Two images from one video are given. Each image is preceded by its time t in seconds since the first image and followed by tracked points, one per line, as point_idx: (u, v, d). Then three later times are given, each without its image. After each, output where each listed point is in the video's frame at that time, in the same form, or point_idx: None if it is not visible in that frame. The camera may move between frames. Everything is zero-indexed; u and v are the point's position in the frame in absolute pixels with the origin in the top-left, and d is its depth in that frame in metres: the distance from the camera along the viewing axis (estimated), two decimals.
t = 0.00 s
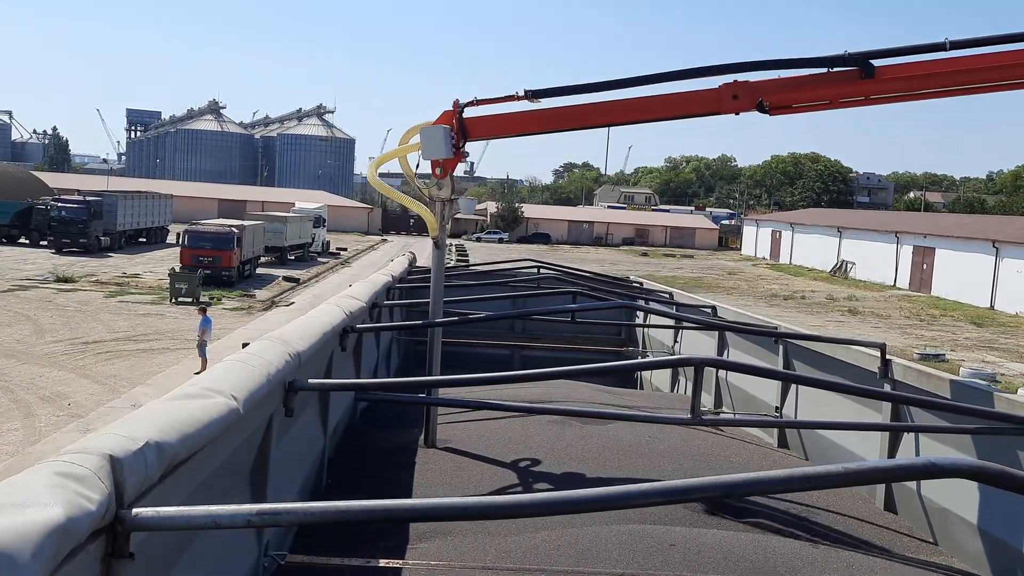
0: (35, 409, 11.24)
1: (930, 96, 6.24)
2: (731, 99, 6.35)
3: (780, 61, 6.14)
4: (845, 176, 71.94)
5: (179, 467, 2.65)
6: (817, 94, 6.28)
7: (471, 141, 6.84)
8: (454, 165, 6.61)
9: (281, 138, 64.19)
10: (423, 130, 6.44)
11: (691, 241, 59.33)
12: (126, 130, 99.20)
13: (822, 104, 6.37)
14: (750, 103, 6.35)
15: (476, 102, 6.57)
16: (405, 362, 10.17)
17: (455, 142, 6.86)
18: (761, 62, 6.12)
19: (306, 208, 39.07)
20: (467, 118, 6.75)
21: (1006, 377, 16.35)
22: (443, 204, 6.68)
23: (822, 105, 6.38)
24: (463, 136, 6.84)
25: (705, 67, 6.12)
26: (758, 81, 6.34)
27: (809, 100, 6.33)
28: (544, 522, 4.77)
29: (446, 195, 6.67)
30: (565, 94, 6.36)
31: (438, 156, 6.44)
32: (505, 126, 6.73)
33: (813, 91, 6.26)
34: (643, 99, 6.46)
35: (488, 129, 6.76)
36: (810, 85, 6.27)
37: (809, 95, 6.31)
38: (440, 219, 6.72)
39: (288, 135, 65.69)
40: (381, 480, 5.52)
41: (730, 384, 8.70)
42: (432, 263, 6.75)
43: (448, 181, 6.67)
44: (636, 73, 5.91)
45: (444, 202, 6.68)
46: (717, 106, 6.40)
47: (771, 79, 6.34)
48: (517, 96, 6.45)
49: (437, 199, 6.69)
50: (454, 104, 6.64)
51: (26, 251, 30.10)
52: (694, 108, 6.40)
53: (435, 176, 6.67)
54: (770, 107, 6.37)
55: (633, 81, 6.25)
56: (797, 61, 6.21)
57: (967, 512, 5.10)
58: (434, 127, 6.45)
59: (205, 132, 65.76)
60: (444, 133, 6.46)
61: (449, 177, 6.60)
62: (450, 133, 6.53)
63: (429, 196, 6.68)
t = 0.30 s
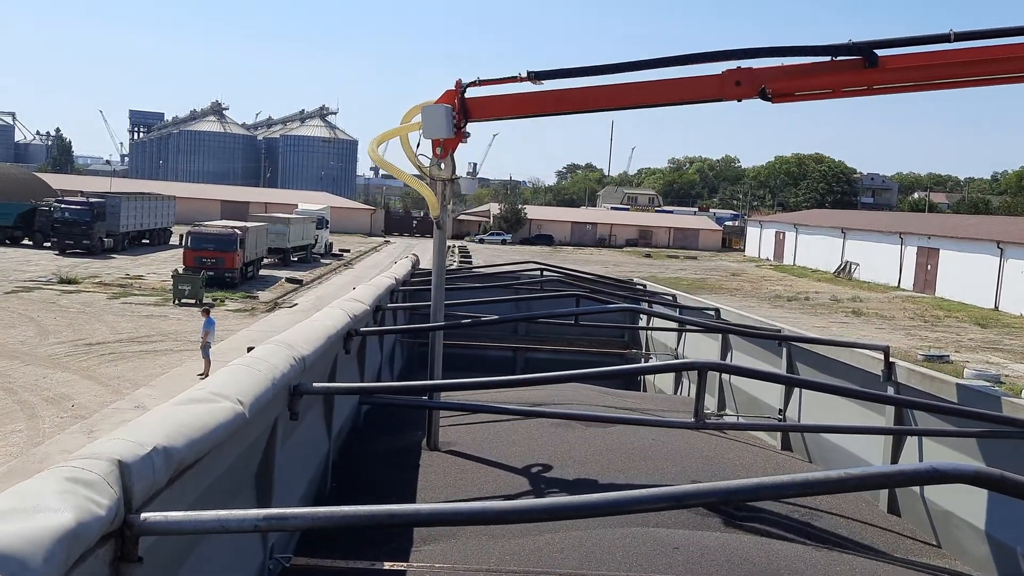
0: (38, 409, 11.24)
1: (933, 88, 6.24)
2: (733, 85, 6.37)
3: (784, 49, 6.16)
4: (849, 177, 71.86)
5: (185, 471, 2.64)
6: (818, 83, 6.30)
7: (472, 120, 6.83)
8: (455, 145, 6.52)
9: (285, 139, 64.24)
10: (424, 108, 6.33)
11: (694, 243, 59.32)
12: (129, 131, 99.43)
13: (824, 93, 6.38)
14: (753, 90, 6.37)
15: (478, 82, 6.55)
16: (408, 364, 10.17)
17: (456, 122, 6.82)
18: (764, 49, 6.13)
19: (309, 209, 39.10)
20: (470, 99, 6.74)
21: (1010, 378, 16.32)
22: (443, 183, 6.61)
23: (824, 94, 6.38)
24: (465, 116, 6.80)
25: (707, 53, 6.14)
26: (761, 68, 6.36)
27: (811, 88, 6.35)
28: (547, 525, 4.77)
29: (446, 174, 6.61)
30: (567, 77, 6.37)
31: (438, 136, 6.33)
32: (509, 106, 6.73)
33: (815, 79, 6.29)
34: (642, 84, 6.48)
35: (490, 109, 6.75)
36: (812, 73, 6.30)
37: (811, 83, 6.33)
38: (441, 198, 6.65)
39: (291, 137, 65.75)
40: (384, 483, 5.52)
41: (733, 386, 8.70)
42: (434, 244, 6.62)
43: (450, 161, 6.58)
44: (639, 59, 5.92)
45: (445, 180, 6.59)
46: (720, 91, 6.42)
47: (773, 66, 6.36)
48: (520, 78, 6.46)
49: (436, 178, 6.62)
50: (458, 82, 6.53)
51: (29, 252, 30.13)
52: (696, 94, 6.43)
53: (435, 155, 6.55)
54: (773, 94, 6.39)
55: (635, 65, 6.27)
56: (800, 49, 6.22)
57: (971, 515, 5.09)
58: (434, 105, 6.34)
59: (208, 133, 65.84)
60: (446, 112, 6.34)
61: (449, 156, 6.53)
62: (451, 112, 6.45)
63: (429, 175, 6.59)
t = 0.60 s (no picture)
0: (38, 409, 11.25)
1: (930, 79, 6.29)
2: (732, 72, 6.43)
3: (783, 37, 6.20)
4: (848, 176, 71.94)
5: (187, 473, 2.66)
6: (817, 71, 6.34)
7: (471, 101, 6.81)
8: (452, 126, 6.49)
9: (284, 139, 64.29)
10: (424, 86, 6.33)
11: (694, 242, 59.38)
12: (129, 131, 99.54)
13: (823, 81, 6.42)
14: (750, 77, 6.42)
15: (478, 62, 6.58)
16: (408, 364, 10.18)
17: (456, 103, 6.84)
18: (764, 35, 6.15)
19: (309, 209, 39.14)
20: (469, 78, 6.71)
21: (1008, 377, 16.36)
22: (441, 163, 6.51)
23: (822, 82, 6.42)
24: (464, 96, 6.77)
25: (706, 40, 6.19)
26: (760, 55, 6.42)
27: (809, 76, 6.38)
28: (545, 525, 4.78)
29: (444, 154, 6.50)
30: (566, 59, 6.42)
31: (437, 114, 6.31)
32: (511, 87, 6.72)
33: (813, 68, 6.34)
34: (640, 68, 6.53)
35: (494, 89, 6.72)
36: (811, 62, 6.34)
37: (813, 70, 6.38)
38: (438, 178, 6.55)
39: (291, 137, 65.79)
40: (384, 484, 5.54)
41: (732, 386, 8.72)
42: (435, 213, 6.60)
43: (446, 141, 6.53)
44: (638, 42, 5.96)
45: (442, 160, 6.47)
46: (718, 78, 6.48)
47: (772, 54, 6.41)
48: (520, 60, 6.50)
49: (434, 157, 6.52)
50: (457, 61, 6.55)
51: (29, 253, 30.14)
52: (693, 80, 6.48)
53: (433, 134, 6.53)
54: (771, 81, 6.43)
55: (633, 50, 6.31)
56: (799, 37, 6.26)
57: (968, 514, 5.11)
58: (434, 84, 6.34)
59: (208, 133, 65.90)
60: (446, 92, 6.34)
61: (447, 136, 6.47)
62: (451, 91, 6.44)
63: (426, 154, 6.57)
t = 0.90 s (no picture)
0: (37, 411, 11.25)
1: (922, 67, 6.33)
2: (728, 57, 6.48)
3: (780, 24, 6.22)
4: (846, 176, 72.04)
5: (184, 479, 2.67)
6: (812, 58, 6.38)
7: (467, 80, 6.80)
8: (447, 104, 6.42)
9: (282, 140, 64.31)
10: (419, 62, 6.19)
11: (691, 242, 59.43)
12: (126, 132, 99.55)
13: (819, 70, 6.45)
14: (746, 63, 6.46)
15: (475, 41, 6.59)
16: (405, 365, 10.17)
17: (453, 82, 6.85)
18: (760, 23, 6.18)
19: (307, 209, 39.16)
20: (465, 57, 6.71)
21: (1006, 377, 16.37)
22: (436, 141, 6.44)
23: (818, 70, 6.45)
24: (460, 75, 6.78)
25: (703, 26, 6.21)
26: (756, 41, 6.45)
27: (805, 63, 6.42)
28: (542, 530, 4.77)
29: (439, 133, 6.43)
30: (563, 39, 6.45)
31: (432, 91, 6.16)
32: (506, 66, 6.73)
33: (809, 55, 6.37)
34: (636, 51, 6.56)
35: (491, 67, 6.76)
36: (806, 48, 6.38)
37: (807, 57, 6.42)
38: (433, 157, 6.48)
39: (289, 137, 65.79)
40: (381, 486, 5.55)
41: (730, 388, 8.71)
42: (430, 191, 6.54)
43: (442, 119, 6.45)
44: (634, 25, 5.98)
45: (438, 138, 6.41)
46: (714, 62, 6.53)
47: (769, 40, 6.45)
48: (517, 40, 6.53)
49: (429, 136, 6.44)
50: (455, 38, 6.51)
51: (27, 254, 30.11)
52: (688, 63, 6.52)
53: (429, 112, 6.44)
54: (766, 67, 6.46)
55: (629, 34, 6.34)
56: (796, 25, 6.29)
57: (964, 516, 5.12)
58: (431, 61, 6.19)
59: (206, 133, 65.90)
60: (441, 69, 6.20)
61: (442, 114, 6.39)
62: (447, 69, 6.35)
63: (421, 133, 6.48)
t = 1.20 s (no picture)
0: (34, 413, 11.22)
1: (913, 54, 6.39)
2: (722, 42, 6.52)
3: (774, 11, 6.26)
4: (843, 175, 72.15)
5: (176, 484, 2.68)
6: (805, 46, 6.48)
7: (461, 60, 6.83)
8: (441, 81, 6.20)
9: (280, 140, 64.33)
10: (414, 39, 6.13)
11: (689, 242, 59.45)
12: (124, 133, 99.46)
13: (812, 56, 6.55)
14: (741, 48, 6.51)
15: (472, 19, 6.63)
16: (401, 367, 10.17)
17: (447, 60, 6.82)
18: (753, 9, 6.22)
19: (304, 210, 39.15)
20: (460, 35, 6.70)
21: (1004, 376, 16.37)
22: (430, 119, 6.22)
23: (811, 57, 6.55)
24: (455, 55, 6.78)
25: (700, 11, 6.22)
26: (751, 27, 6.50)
27: (798, 51, 6.53)
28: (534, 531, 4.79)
29: (433, 111, 6.23)
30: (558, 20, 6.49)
31: (426, 69, 6.09)
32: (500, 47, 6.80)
33: (804, 43, 6.47)
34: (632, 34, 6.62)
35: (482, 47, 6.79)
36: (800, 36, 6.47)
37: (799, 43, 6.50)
38: (427, 136, 6.27)
39: (286, 138, 65.74)
40: (376, 488, 5.57)
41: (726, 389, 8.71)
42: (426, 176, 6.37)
43: (435, 99, 6.24)
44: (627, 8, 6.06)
45: (430, 117, 6.20)
46: (708, 47, 6.59)
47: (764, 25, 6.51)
48: (511, 19, 6.54)
49: (422, 114, 6.25)
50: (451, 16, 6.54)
51: (24, 255, 30.06)
52: (683, 48, 6.59)
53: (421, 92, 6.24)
54: (760, 53, 6.55)
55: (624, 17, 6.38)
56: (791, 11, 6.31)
57: (956, 516, 5.15)
58: (425, 37, 6.14)
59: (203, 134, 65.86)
60: (436, 47, 6.13)
61: (435, 92, 6.18)
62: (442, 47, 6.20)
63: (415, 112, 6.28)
